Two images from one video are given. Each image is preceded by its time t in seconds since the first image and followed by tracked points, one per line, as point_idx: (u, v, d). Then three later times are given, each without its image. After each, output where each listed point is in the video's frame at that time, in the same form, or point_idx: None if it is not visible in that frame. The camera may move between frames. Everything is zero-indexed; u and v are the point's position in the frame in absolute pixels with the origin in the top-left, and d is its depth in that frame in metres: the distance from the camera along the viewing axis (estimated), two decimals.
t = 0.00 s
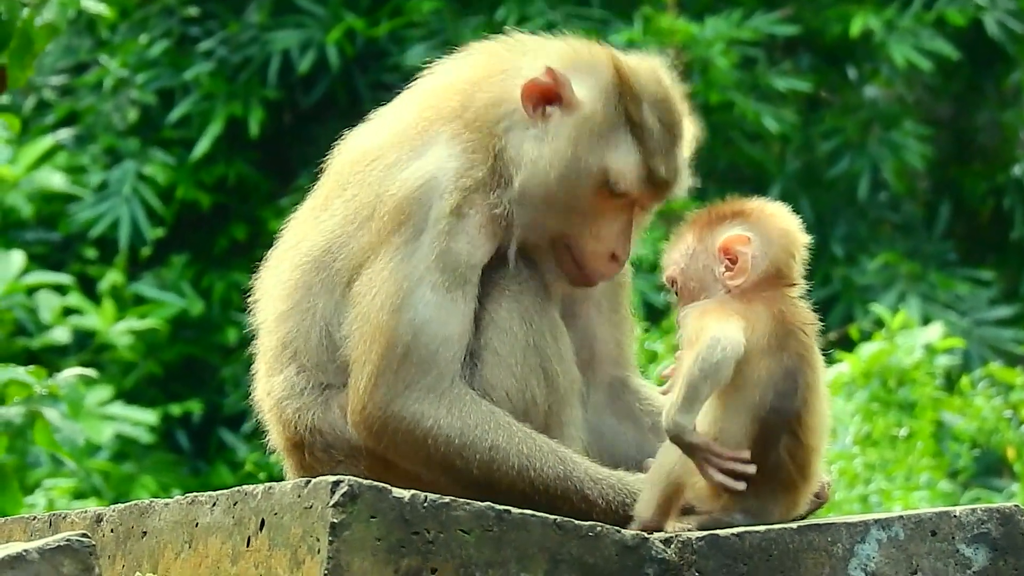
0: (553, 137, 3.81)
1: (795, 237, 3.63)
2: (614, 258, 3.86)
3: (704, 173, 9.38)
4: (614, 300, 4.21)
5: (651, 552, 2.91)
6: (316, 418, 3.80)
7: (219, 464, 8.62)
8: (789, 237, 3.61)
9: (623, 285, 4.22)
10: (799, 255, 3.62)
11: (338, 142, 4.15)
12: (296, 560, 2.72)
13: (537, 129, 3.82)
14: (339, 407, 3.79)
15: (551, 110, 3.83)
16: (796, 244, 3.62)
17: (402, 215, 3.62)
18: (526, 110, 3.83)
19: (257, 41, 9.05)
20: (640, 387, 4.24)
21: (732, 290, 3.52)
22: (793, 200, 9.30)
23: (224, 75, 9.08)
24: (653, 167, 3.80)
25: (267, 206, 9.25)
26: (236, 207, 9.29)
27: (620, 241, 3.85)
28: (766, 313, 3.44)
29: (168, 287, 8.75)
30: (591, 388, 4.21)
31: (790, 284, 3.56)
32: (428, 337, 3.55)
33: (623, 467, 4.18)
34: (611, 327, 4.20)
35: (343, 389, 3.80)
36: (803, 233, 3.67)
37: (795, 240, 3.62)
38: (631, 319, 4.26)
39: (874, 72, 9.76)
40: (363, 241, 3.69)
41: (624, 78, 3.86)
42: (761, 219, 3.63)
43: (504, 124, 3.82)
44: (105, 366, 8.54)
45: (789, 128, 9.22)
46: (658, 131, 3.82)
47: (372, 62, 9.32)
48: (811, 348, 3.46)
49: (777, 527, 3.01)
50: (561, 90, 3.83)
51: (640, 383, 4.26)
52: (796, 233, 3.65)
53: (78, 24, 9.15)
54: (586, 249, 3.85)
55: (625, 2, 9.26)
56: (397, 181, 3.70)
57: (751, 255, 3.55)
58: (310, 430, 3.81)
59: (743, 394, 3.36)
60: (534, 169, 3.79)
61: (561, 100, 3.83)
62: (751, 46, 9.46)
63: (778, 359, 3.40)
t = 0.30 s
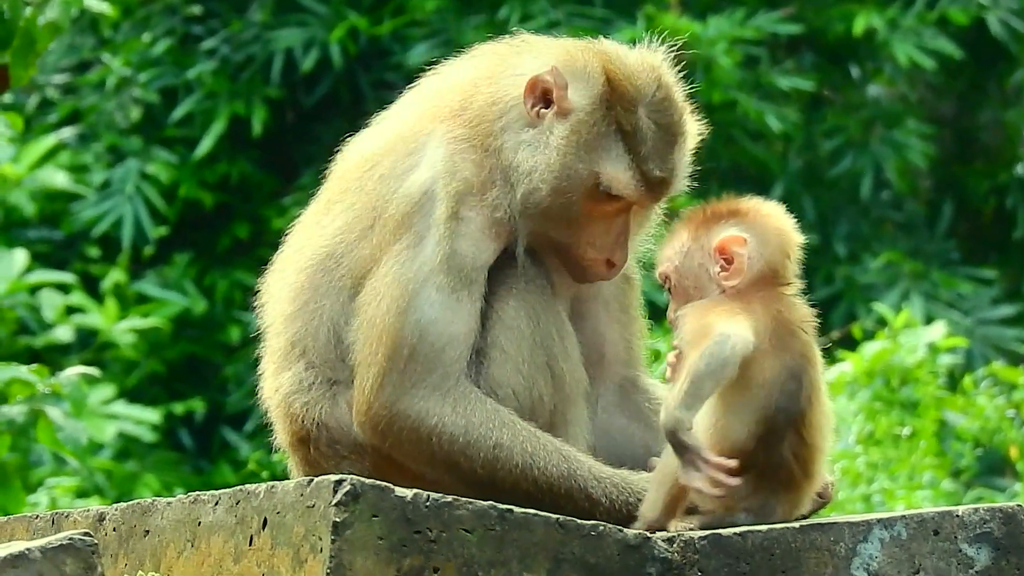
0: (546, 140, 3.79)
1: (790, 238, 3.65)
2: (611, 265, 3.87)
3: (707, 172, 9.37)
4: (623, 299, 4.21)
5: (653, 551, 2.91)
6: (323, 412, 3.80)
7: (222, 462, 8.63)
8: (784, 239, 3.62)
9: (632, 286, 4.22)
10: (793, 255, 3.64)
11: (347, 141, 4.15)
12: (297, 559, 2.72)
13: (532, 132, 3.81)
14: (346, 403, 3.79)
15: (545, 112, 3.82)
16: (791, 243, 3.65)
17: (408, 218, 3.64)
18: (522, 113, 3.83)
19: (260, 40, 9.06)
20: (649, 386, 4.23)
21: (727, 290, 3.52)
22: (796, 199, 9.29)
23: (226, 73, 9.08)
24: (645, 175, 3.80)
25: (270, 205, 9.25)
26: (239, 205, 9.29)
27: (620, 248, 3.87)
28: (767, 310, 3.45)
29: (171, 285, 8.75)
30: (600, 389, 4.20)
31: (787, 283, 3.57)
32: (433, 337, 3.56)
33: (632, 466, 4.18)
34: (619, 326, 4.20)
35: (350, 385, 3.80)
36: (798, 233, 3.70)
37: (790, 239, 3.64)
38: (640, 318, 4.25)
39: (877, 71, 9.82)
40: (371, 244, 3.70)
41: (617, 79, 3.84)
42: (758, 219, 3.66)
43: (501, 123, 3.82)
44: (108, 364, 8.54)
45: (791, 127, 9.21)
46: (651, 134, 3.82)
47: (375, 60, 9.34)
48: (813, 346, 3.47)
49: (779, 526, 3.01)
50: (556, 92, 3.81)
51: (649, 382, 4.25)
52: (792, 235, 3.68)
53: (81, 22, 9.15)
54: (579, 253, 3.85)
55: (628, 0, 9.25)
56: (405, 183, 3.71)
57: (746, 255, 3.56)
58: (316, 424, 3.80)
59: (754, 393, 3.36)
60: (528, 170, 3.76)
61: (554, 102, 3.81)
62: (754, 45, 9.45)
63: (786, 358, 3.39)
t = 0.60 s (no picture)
0: (538, 148, 3.79)
1: (804, 238, 3.64)
2: (599, 276, 3.88)
3: (710, 172, 9.37)
4: (620, 304, 4.21)
5: (655, 551, 2.91)
6: (323, 415, 3.79)
7: (225, 463, 8.63)
8: (797, 239, 3.62)
9: (628, 291, 4.23)
10: (809, 257, 3.64)
11: (344, 145, 4.14)
12: (300, 559, 2.72)
13: (524, 139, 3.81)
14: (346, 404, 3.79)
15: (536, 120, 3.82)
16: (806, 243, 3.64)
17: (404, 226, 3.64)
18: (515, 121, 3.84)
19: (262, 41, 9.06)
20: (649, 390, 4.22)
21: (745, 288, 3.52)
22: (799, 199, 9.28)
23: (228, 74, 9.08)
24: (635, 184, 3.81)
25: (272, 206, 9.25)
26: (242, 205, 9.30)
27: (606, 259, 3.87)
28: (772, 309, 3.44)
29: (174, 286, 8.75)
30: (599, 394, 4.20)
31: (793, 282, 3.57)
32: (430, 345, 3.56)
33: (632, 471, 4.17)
34: (617, 331, 4.20)
35: (350, 388, 3.79)
36: (816, 233, 3.70)
37: (806, 240, 3.64)
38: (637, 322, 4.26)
39: (879, 71, 9.83)
40: (368, 251, 3.70)
41: (608, 86, 3.85)
42: (779, 218, 3.65)
43: (493, 130, 3.82)
44: (111, 364, 8.55)
45: (794, 127, 9.21)
46: (643, 144, 3.84)
47: (377, 61, 9.34)
48: (818, 347, 3.47)
49: (782, 525, 3.01)
50: (549, 100, 3.82)
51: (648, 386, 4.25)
52: (808, 235, 3.66)
53: (83, 23, 9.15)
54: (567, 263, 3.85)
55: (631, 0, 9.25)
56: (402, 190, 3.71)
57: (768, 256, 3.54)
58: (316, 427, 3.80)
59: (765, 393, 3.36)
60: (517, 179, 3.77)
61: (546, 109, 3.82)
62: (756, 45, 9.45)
63: (795, 361, 3.39)
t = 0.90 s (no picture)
0: (533, 162, 3.78)
1: (805, 235, 3.63)
2: (597, 289, 3.88)
3: (713, 172, 9.37)
4: (620, 308, 4.22)
5: (657, 551, 2.91)
6: (325, 417, 3.79)
7: (227, 462, 8.63)
8: (797, 237, 3.60)
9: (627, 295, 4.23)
10: (806, 250, 3.62)
11: (346, 147, 4.14)
12: (301, 560, 2.72)
13: (521, 152, 3.80)
14: (347, 406, 3.79)
15: (532, 132, 3.81)
16: (805, 240, 3.62)
17: (403, 233, 3.64)
18: (512, 132, 3.82)
19: (264, 41, 9.06)
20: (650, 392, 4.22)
21: (736, 288, 3.52)
22: (801, 199, 9.27)
23: (231, 73, 9.08)
24: (631, 198, 3.78)
25: (274, 206, 9.25)
26: (244, 205, 9.30)
27: (605, 271, 3.87)
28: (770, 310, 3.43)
29: (176, 285, 8.75)
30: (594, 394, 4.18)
31: (795, 280, 3.55)
32: (430, 352, 3.56)
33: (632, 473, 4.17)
34: (616, 334, 4.21)
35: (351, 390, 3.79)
36: (812, 226, 3.68)
37: (803, 234, 3.62)
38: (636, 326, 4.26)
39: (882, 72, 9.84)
40: (368, 257, 3.70)
41: (603, 99, 3.82)
42: (770, 213, 3.63)
43: (490, 140, 3.81)
44: (113, 364, 8.55)
45: (796, 126, 9.20)
46: (637, 157, 3.81)
47: (380, 60, 9.33)
48: (823, 348, 3.45)
49: (783, 525, 3.00)
50: (546, 113, 3.80)
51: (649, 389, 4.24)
52: (808, 232, 3.65)
53: (86, 22, 9.15)
54: (566, 276, 3.86)
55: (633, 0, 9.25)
56: (401, 195, 3.71)
57: (753, 252, 3.55)
58: (318, 429, 3.80)
59: (757, 399, 3.37)
60: (513, 192, 3.76)
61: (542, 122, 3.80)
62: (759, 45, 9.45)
63: (791, 364, 3.38)
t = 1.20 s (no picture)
0: (529, 173, 3.74)
1: (791, 231, 3.63)
2: (598, 300, 3.83)
3: (713, 171, 9.37)
4: (629, 309, 4.20)
5: (658, 550, 2.91)
6: (323, 417, 3.79)
7: (228, 463, 8.63)
8: (782, 233, 3.60)
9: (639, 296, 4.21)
10: (793, 247, 3.62)
11: (351, 149, 4.14)
12: (302, 559, 2.72)
13: (519, 162, 3.76)
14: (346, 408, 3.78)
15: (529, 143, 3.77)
16: (790, 235, 3.62)
17: (402, 236, 3.65)
18: (509, 140, 3.79)
19: (264, 41, 9.06)
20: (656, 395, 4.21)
21: (723, 285, 3.52)
22: (802, 198, 9.27)
23: (231, 74, 9.09)
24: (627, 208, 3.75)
25: (275, 206, 9.24)
26: (245, 205, 9.30)
27: (603, 281, 3.83)
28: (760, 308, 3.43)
29: (176, 286, 8.75)
30: (607, 396, 4.20)
31: (784, 278, 3.54)
32: (427, 355, 3.56)
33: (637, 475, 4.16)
34: (624, 336, 4.19)
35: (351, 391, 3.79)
36: (798, 225, 3.67)
37: (788, 231, 3.62)
38: (647, 327, 4.23)
39: (882, 70, 9.84)
40: (368, 260, 3.70)
41: (599, 110, 3.78)
42: (754, 213, 3.63)
43: (487, 151, 3.77)
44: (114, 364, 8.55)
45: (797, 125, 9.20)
46: (633, 167, 3.77)
47: (380, 60, 9.33)
48: (811, 344, 3.44)
49: (784, 524, 3.00)
50: (541, 123, 3.76)
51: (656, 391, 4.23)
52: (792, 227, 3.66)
53: (86, 23, 9.16)
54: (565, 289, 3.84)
55: None
56: (401, 199, 3.71)
57: (739, 249, 3.56)
58: (317, 429, 3.80)
59: (749, 394, 3.34)
60: (510, 203, 3.72)
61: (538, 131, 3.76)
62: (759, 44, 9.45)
63: (781, 359, 3.37)
